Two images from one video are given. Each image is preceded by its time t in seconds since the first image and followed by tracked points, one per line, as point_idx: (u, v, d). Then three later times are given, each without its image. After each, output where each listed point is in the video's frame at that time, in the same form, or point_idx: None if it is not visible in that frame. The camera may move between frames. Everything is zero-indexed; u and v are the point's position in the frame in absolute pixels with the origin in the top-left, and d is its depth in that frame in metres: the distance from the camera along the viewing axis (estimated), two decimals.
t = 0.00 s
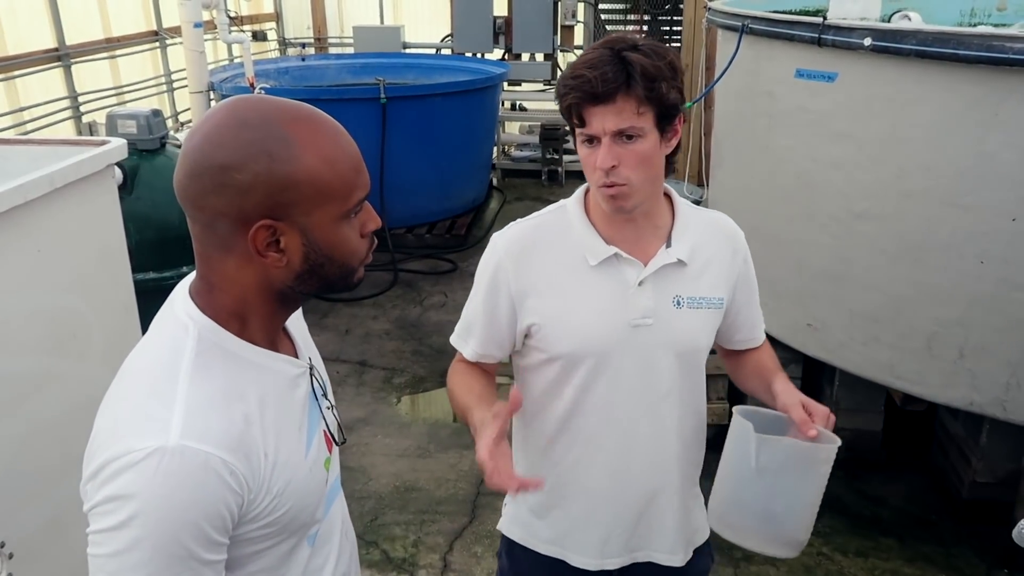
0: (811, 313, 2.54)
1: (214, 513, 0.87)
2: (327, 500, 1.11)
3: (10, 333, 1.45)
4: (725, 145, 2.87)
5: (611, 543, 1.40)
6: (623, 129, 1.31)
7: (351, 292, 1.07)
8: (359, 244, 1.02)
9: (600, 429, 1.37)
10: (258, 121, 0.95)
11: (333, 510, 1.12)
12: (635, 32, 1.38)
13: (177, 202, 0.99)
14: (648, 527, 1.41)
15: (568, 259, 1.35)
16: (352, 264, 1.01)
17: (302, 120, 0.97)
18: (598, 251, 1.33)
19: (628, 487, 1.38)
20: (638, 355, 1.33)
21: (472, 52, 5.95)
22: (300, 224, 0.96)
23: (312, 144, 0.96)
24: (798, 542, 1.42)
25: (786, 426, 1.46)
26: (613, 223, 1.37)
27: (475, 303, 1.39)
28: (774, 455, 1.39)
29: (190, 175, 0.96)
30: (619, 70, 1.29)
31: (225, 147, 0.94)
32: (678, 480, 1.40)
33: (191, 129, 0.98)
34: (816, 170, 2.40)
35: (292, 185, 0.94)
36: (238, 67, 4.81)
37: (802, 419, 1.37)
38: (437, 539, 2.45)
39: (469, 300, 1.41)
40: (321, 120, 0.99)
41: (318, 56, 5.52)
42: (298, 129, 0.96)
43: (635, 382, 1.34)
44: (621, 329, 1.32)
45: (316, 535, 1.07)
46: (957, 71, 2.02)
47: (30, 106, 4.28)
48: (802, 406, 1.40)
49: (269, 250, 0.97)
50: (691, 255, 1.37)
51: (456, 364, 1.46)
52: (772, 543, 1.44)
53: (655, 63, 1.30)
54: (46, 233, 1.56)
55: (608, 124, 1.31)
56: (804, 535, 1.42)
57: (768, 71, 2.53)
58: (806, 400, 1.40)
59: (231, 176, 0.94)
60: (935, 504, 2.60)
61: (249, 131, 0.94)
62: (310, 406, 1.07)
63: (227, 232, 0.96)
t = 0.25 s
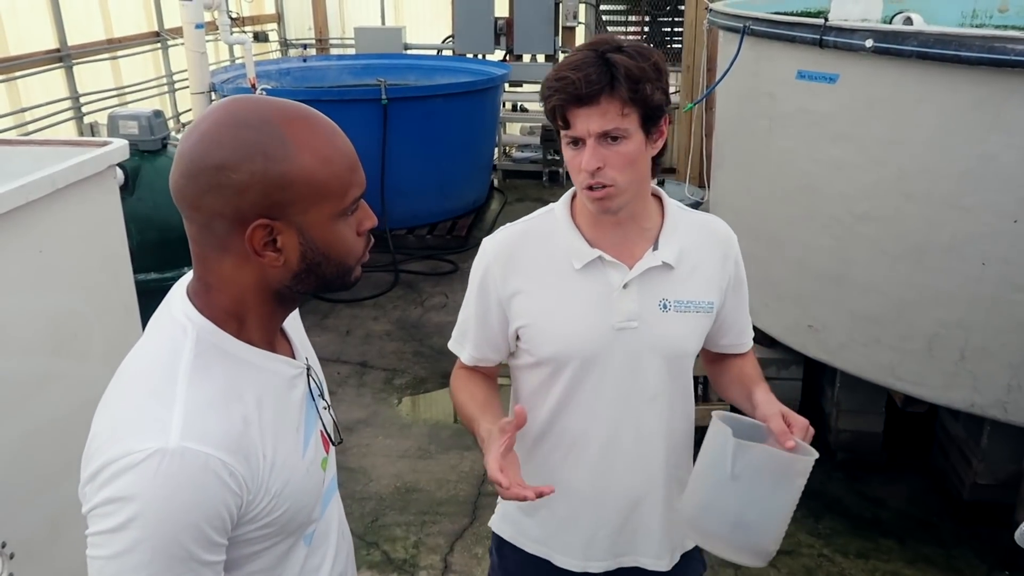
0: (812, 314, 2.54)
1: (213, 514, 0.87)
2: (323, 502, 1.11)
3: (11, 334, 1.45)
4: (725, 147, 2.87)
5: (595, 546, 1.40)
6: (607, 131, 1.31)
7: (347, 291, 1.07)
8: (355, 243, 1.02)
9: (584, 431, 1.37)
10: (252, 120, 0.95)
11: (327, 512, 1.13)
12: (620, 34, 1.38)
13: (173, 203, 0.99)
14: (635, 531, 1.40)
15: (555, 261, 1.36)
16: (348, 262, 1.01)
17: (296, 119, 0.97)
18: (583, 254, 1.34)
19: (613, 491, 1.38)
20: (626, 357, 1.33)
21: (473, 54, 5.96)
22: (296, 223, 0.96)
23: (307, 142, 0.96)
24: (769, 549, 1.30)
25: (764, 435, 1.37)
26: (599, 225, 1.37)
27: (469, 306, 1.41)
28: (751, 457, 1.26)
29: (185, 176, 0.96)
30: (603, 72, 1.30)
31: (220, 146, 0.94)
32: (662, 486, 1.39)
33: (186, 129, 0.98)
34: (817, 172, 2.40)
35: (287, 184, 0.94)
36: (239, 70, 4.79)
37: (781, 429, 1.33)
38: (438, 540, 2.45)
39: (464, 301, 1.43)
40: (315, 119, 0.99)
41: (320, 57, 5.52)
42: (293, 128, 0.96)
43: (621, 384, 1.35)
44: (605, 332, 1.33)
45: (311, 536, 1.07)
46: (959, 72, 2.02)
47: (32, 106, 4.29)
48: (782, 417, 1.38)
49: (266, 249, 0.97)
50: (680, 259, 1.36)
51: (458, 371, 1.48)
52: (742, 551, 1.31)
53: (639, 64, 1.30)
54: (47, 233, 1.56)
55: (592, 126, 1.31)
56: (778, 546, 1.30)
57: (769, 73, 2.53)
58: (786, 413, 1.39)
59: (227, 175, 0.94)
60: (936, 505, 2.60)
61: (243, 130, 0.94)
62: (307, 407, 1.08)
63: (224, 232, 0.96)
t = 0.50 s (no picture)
0: (814, 316, 2.54)
1: (210, 514, 0.87)
2: (321, 503, 1.11)
3: (14, 334, 1.45)
4: (728, 148, 2.87)
5: (589, 546, 1.40)
6: (599, 133, 1.31)
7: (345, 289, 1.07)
8: (353, 239, 1.02)
9: (578, 431, 1.37)
10: (246, 118, 0.95)
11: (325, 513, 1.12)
12: (613, 34, 1.37)
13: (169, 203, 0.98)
14: (630, 532, 1.40)
15: (549, 260, 1.36)
16: (346, 259, 1.01)
17: (291, 116, 0.97)
18: (575, 255, 1.34)
19: (608, 491, 1.38)
20: (619, 357, 1.33)
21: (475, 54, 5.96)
22: (293, 221, 0.96)
23: (302, 139, 0.96)
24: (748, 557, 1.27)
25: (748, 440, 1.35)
26: (591, 225, 1.38)
27: (462, 306, 1.41)
28: (726, 465, 1.23)
29: (180, 175, 0.95)
30: (594, 73, 1.30)
31: (215, 144, 0.94)
32: (656, 486, 1.38)
33: (181, 128, 0.98)
34: (819, 173, 2.40)
35: (282, 181, 0.94)
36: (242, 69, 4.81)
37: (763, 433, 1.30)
38: (439, 541, 2.45)
39: (456, 301, 1.43)
40: (309, 115, 0.99)
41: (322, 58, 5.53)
42: (288, 125, 0.96)
43: (613, 384, 1.34)
44: (597, 332, 1.32)
45: (309, 536, 1.07)
46: (961, 74, 2.02)
47: (34, 106, 4.29)
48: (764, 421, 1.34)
49: (264, 247, 0.97)
50: (673, 260, 1.36)
51: (449, 369, 1.48)
52: (716, 559, 1.28)
53: (631, 65, 1.30)
54: (50, 233, 1.56)
55: (584, 128, 1.31)
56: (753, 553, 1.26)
57: (771, 74, 2.53)
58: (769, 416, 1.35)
59: (222, 174, 0.93)
60: (937, 507, 2.59)
61: (237, 127, 0.94)
62: (306, 407, 1.08)
63: (220, 231, 0.96)
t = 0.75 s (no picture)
0: (815, 316, 2.54)
1: (209, 516, 0.87)
2: (321, 506, 1.11)
3: (16, 334, 1.45)
4: (730, 148, 2.87)
5: (591, 545, 1.40)
6: (598, 133, 1.31)
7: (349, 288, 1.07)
8: (356, 238, 1.02)
9: (578, 429, 1.38)
10: (248, 117, 0.95)
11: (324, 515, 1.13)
12: (612, 34, 1.38)
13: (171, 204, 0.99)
14: (631, 531, 1.40)
15: (549, 261, 1.36)
16: (349, 258, 1.02)
17: (293, 115, 0.97)
18: (575, 255, 1.34)
19: (609, 490, 1.38)
20: (619, 356, 1.34)
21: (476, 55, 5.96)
22: (296, 219, 0.97)
23: (304, 138, 0.96)
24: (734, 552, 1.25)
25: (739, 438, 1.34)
26: (590, 226, 1.38)
27: (462, 307, 1.41)
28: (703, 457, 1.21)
29: (182, 176, 0.96)
30: (593, 74, 1.30)
31: (218, 144, 0.94)
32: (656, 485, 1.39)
33: (183, 128, 0.98)
34: (822, 173, 2.40)
35: (285, 180, 0.94)
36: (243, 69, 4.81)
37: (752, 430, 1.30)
38: (441, 541, 2.45)
39: (456, 302, 1.43)
40: (310, 115, 0.99)
41: (323, 58, 5.53)
42: (289, 124, 0.96)
43: (614, 383, 1.35)
44: (597, 332, 1.33)
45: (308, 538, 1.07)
46: (964, 74, 2.02)
47: (36, 107, 4.30)
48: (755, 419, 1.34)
49: (267, 247, 0.97)
50: (672, 259, 1.36)
51: (448, 369, 1.48)
52: (698, 550, 1.26)
53: (629, 66, 1.30)
54: (53, 233, 1.56)
55: (583, 129, 1.31)
56: (737, 546, 1.25)
57: (773, 74, 2.53)
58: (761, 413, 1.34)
59: (225, 173, 0.94)
60: (939, 508, 2.60)
61: (239, 127, 0.94)
62: (306, 409, 1.08)
63: (223, 231, 0.96)
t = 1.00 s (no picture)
0: (817, 317, 2.54)
1: (208, 521, 0.87)
2: (322, 508, 1.11)
3: (18, 334, 1.46)
4: (731, 148, 2.87)
5: (594, 544, 1.40)
6: (600, 135, 1.31)
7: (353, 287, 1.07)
8: (360, 238, 1.02)
9: (581, 429, 1.38)
10: (252, 118, 0.95)
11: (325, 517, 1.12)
12: (612, 35, 1.37)
13: (175, 205, 0.98)
14: (635, 531, 1.40)
15: (551, 260, 1.36)
16: (353, 258, 1.02)
17: (297, 115, 0.97)
18: (578, 253, 1.34)
19: (611, 489, 1.38)
20: (622, 356, 1.34)
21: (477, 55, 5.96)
22: (301, 219, 0.96)
23: (308, 138, 0.96)
24: (731, 518, 1.25)
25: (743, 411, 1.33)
26: (593, 226, 1.38)
27: (462, 307, 1.40)
28: (683, 415, 1.22)
29: (186, 177, 0.95)
30: (594, 76, 1.30)
31: (222, 145, 0.94)
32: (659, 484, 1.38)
33: (186, 129, 0.98)
34: (823, 174, 2.40)
35: (290, 180, 0.94)
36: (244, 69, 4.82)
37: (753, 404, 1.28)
38: (442, 541, 2.45)
39: (454, 300, 1.42)
40: (314, 115, 0.99)
41: (324, 58, 5.53)
42: (294, 124, 0.96)
43: (616, 384, 1.35)
44: (600, 331, 1.33)
45: (309, 539, 1.07)
46: (966, 75, 2.02)
47: (37, 107, 4.30)
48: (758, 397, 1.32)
49: (272, 248, 0.97)
50: (675, 257, 1.36)
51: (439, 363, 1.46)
52: (692, 520, 1.27)
53: (630, 67, 1.30)
54: (55, 234, 1.56)
55: (585, 130, 1.31)
56: (729, 511, 1.25)
57: (775, 75, 2.53)
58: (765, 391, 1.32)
59: (229, 174, 0.94)
60: (941, 508, 2.59)
61: (243, 128, 0.94)
62: (307, 411, 1.08)
63: (227, 232, 0.96)
